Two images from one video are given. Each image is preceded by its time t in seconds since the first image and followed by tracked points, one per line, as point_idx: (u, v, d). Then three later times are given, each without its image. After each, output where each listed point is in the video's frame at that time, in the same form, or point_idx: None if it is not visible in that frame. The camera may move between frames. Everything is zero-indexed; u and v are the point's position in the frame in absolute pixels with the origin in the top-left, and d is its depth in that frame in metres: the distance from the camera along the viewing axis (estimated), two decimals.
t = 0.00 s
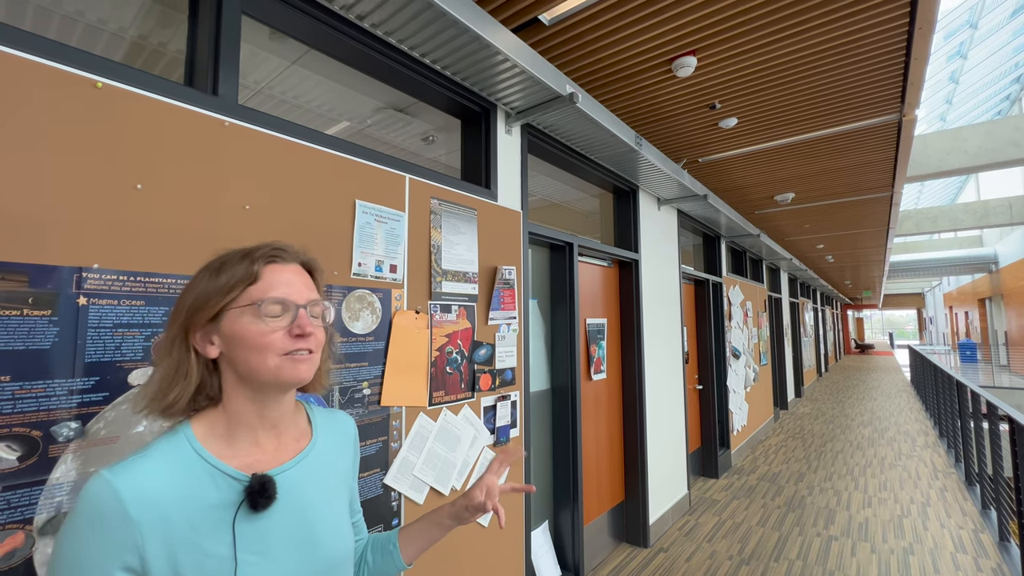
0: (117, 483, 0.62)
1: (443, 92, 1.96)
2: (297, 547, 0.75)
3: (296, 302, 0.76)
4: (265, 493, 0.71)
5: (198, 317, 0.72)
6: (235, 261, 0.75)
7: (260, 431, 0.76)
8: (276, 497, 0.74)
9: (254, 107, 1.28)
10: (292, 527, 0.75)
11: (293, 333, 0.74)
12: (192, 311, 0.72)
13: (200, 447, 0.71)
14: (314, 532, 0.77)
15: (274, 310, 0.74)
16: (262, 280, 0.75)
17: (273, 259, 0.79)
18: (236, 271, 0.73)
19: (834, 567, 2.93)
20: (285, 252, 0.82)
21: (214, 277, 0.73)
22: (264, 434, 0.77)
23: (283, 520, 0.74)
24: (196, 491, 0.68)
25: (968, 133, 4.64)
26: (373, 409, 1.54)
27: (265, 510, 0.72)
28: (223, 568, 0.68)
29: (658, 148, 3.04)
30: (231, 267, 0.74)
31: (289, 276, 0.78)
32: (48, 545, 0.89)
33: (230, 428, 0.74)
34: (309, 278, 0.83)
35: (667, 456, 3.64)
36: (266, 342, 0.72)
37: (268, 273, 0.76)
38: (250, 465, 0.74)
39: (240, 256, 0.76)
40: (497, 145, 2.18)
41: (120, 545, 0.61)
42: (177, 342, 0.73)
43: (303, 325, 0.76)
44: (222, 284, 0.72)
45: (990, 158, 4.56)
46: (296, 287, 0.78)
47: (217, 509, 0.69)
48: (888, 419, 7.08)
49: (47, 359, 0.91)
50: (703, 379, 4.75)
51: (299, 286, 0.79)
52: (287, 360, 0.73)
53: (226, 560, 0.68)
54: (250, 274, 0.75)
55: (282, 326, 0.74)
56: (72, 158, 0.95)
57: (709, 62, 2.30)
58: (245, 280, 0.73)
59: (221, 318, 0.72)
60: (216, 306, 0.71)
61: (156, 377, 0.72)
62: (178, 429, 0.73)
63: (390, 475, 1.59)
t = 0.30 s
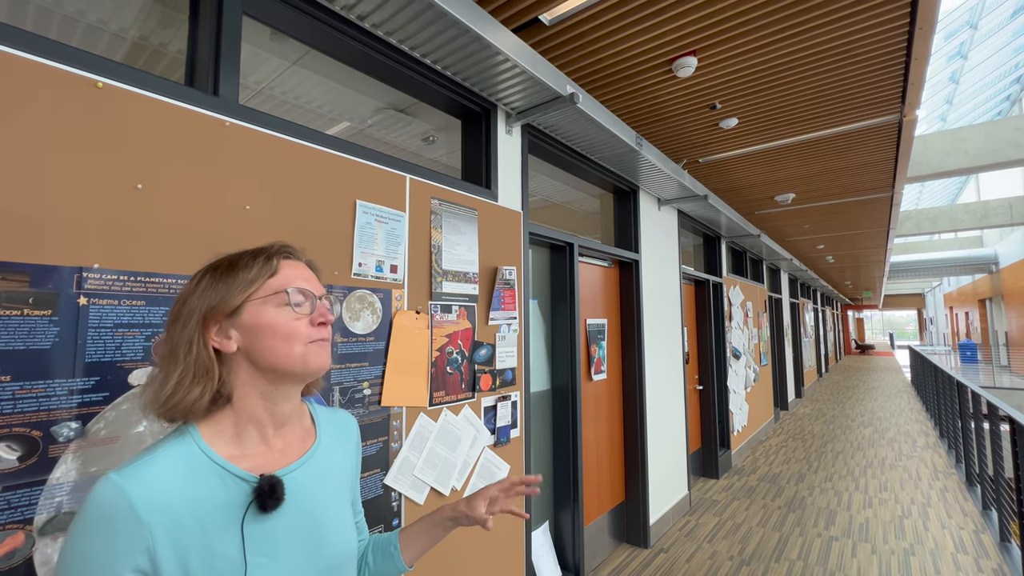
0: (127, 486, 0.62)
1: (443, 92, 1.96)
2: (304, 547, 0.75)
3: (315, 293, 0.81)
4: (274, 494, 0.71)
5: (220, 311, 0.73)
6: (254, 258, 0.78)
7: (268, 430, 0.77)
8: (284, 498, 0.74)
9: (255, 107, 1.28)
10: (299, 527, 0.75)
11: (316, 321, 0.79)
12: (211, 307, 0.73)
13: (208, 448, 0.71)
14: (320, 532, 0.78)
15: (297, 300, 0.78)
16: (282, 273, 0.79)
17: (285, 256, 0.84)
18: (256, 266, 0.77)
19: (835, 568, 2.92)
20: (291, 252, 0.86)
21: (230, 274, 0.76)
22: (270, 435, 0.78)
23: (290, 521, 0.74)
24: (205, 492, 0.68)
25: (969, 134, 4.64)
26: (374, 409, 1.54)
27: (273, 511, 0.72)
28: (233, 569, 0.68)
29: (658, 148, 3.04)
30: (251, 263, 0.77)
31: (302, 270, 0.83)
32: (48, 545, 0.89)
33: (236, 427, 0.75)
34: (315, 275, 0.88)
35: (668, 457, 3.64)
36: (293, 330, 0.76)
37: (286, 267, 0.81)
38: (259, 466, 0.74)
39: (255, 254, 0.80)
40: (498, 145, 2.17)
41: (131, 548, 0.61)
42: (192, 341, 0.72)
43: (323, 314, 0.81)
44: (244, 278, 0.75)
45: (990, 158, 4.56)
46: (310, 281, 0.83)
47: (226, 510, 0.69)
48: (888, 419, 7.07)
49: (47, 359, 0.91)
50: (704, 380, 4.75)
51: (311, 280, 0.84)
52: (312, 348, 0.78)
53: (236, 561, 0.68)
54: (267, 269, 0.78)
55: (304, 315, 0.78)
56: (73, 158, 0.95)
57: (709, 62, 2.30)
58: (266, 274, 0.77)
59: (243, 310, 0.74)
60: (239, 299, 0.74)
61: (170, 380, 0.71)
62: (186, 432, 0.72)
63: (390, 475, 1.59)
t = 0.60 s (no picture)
0: (135, 482, 0.62)
1: (443, 93, 1.96)
2: (307, 544, 0.75)
3: (316, 293, 0.81)
4: (280, 489, 0.71)
5: (223, 314, 0.73)
6: (256, 260, 0.78)
7: (268, 430, 0.77)
8: (289, 494, 0.74)
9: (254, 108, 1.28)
10: (302, 524, 0.75)
11: (318, 322, 0.79)
12: (214, 309, 0.73)
13: (213, 446, 0.71)
14: (323, 529, 0.78)
15: (299, 301, 0.78)
16: (283, 275, 0.80)
17: (286, 257, 0.84)
18: (259, 268, 0.77)
19: (835, 568, 2.92)
20: (292, 253, 0.86)
21: (231, 276, 0.76)
22: (271, 434, 0.78)
23: (294, 517, 0.75)
24: (211, 488, 0.68)
25: (969, 134, 4.63)
26: (373, 409, 1.54)
27: (279, 506, 0.72)
28: (240, 565, 0.68)
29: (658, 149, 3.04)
30: (253, 265, 0.77)
31: (302, 271, 0.83)
32: (47, 545, 0.89)
33: (238, 427, 0.75)
34: (315, 275, 0.88)
35: (668, 457, 3.64)
36: (295, 332, 0.76)
37: (288, 269, 0.81)
38: (262, 463, 0.75)
39: (256, 255, 0.80)
40: (498, 144, 2.17)
41: (140, 544, 0.61)
42: (195, 343, 0.72)
43: (325, 315, 0.81)
44: (247, 280, 0.75)
45: (990, 159, 4.56)
46: (311, 281, 0.83)
47: (232, 505, 0.69)
48: (888, 419, 7.07)
49: (46, 359, 0.91)
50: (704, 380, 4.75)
51: (312, 280, 0.84)
52: (313, 350, 0.78)
53: (242, 557, 0.68)
54: (268, 270, 0.78)
55: (306, 316, 0.78)
56: (72, 158, 0.95)
57: (709, 63, 2.30)
58: (268, 276, 0.77)
59: (246, 312, 0.74)
60: (242, 301, 0.74)
61: (173, 382, 0.71)
62: (190, 432, 0.72)
63: (390, 475, 1.59)
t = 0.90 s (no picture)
0: (137, 475, 0.63)
1: (443, 94, 1.97)
2: (305, 537, 0.75)
3: (316, 297, 0.81)
4: (279, 481, 0.71)
5: (222, 315, 0.73)
6: (256, 262, 0.78)
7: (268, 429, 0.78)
8: (288, 487, 0.74)
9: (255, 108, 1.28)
10: (301, 518, 0.76)
11: (317, 326, 0.79)
12: (214, 311, 0.73)
13: (213, 441, 0.72)
14: (322, 523, 0.78)
15: (299, 304, 0.78)
16: (283, 278, 0.80)
17: (286, 259, 0.84)
18: (259, 271, 0.77)
19: (834, 568, 2.92)
20: (293, 255, 0.86)
21: (232, 277, 0.76)
22: (270, 430, 0.78)
23: (294, 510, 0.75)
24: (212, 482, 0.68)
25: (968, 134, 4.63)
26: (373, 410, 1.54)
27: (279, 499, 0.72)
28: (240, 558, 0.68)
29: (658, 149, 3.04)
30: (253, 267, 0.77)
31: (302, 274, 0.83)
32: (48, 545, 0.89)
33: (237, 424, 0.76)
34: (315, 277, 0.88)
35: (668, 458, 3.64)
36: (293, 336, 0.76)
37: (288, 271, 0.81)
38: (261, 457, 0.75)
39: (257, 257, 0.80)
40: (498, 145, 2.18)
41: (141, 536, 0.61)
42: (195, 344, 0.73)
43: (323, 319, 0.81)
44: (247, 283, 0.75)
45: (989, 159, 4.56)
46: (310, 284, 0.83)
47: (232, 498, 0.69)
48: (888, 420, 7.07)
49: (47, 359, 0.91)
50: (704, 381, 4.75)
51: (312, 283, 0.84)
52: (311, 354, 0.78)
53: (242, 550, 0.68)
54: (269, 272, 0.78)
55: (305, 320, 0.78)
56: (73, 158, 0.95)
57: (709, 63, 2.31)
58: (269, 278, 0.78)
59: (247, 314, 0.74)
60: (242, 303, 0.74)
61: (173, 382, 0.71)
62: (190, 430, 0.72)
63: (390, 476, 1.59)
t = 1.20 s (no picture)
0: (127, 475, 0.63)
1: (444, 94, 1.97)
2: (297, 536, 0.75)
3: (310, 302, 0.81)
4: (271, 480, 0.72)
5: (216, 317, 0.74)
6: (251, 264, 0.78)
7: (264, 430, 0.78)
8: (280, 487, 0.74)
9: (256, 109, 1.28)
10: (293, 517, 0.76)
11: (310, 330, 0.79)
12: (208, 313, 0.73)
13: (205, 441, 0.72)
14: (315, 521, 0.78)
15: (293, 308, 0.78)
16: (278, 281, 0.80)
17: (282, 261, 0.84)
18: (255, 273, 0.77)
19: (834, 569, 2.93)
20: (289, 257, 0.87)
21: (227, 279, 0.76)
22: (263, 430, 0.78)
23: (285, 510, 0.75)
24: (203, 481, 0.68)
25: (968, 135, 4.64)
26: (373, 410, 1.54)
27: (270, 498, 0.72)
28: (231, 557, 0.68)
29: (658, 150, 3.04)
30: (248, 269, 0.77)
31: (299, 277, 0.83)
32: (48, 545, 0.89)
33: (229, 425, 0.76)
34: (311, 279, 0.88)
35: (668, 458, 3.64)
36: (285, 341, 0.76)
37: (283, 274, 0.81)
38: (253, 457, 0.75)
39: (252, 259, 0.80)
40: (498, 146, 2.18)
41: (132, 536, 0.61)
42: (188, 345, 0.73)
43: (317, 323, 0.81)
44: (242, 285, 0.75)
45: (988, 159, 4.57)
46: (305, 288, 0.83)
47: (223, 498, 0.69)
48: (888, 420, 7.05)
49: (48, 360, 0.91)
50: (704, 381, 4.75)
51: (307, 287, 0.84)
52: (303, 359, 0.78)
53: (234, 549, 0.68)
54: (264, 275, 0.79)
55: (298, 324, 0.78)
56: (74, 158, 0.95)
57: (709, 64, 2.31)
58: (264, 281, 0.78)
59: (241, 317, 0.75)
60: (236, 306, 0.74)
61: (166, 383, 0.71)
62: (182, 430, 0.72)
63: (390, 477, 1.59)
